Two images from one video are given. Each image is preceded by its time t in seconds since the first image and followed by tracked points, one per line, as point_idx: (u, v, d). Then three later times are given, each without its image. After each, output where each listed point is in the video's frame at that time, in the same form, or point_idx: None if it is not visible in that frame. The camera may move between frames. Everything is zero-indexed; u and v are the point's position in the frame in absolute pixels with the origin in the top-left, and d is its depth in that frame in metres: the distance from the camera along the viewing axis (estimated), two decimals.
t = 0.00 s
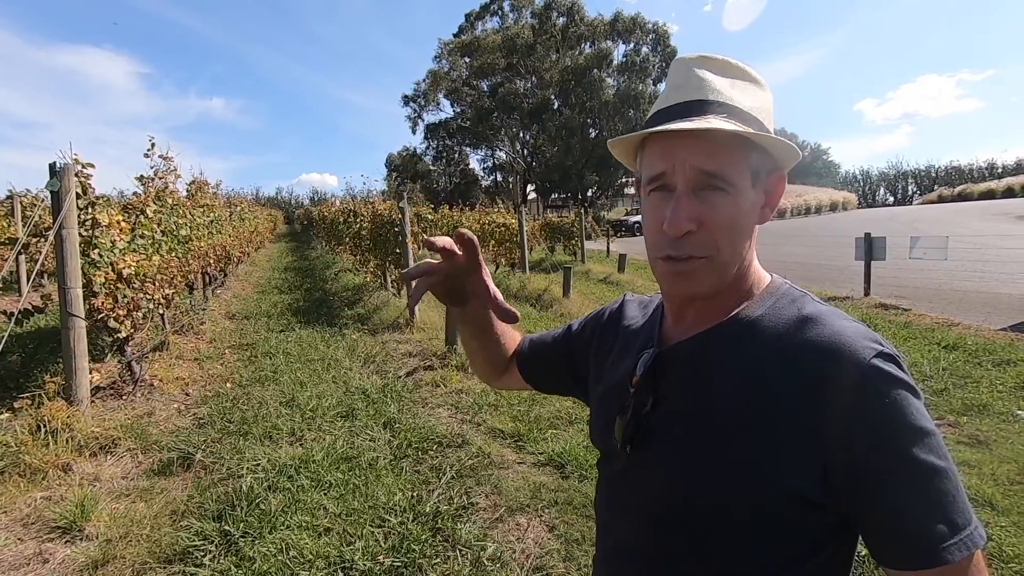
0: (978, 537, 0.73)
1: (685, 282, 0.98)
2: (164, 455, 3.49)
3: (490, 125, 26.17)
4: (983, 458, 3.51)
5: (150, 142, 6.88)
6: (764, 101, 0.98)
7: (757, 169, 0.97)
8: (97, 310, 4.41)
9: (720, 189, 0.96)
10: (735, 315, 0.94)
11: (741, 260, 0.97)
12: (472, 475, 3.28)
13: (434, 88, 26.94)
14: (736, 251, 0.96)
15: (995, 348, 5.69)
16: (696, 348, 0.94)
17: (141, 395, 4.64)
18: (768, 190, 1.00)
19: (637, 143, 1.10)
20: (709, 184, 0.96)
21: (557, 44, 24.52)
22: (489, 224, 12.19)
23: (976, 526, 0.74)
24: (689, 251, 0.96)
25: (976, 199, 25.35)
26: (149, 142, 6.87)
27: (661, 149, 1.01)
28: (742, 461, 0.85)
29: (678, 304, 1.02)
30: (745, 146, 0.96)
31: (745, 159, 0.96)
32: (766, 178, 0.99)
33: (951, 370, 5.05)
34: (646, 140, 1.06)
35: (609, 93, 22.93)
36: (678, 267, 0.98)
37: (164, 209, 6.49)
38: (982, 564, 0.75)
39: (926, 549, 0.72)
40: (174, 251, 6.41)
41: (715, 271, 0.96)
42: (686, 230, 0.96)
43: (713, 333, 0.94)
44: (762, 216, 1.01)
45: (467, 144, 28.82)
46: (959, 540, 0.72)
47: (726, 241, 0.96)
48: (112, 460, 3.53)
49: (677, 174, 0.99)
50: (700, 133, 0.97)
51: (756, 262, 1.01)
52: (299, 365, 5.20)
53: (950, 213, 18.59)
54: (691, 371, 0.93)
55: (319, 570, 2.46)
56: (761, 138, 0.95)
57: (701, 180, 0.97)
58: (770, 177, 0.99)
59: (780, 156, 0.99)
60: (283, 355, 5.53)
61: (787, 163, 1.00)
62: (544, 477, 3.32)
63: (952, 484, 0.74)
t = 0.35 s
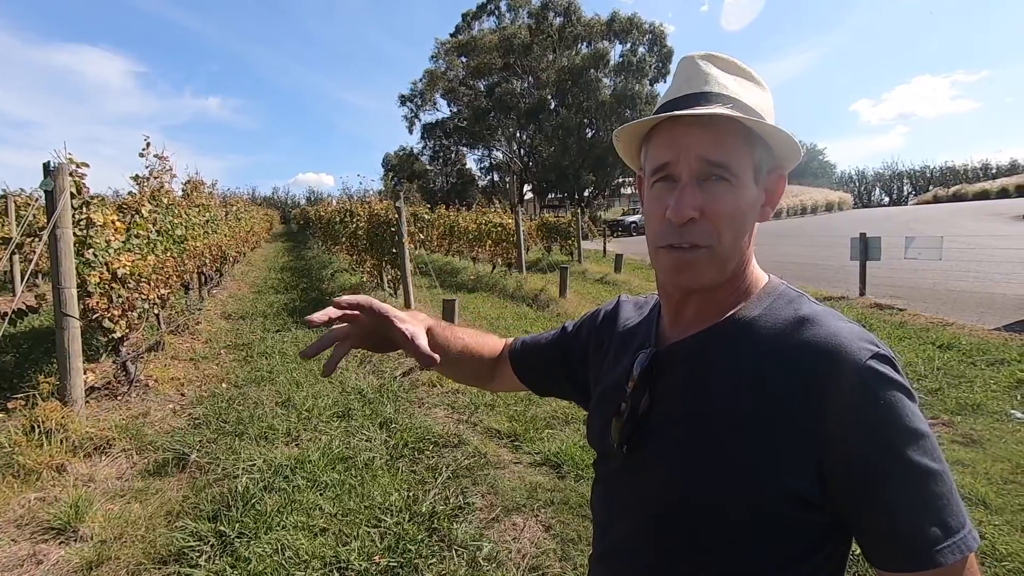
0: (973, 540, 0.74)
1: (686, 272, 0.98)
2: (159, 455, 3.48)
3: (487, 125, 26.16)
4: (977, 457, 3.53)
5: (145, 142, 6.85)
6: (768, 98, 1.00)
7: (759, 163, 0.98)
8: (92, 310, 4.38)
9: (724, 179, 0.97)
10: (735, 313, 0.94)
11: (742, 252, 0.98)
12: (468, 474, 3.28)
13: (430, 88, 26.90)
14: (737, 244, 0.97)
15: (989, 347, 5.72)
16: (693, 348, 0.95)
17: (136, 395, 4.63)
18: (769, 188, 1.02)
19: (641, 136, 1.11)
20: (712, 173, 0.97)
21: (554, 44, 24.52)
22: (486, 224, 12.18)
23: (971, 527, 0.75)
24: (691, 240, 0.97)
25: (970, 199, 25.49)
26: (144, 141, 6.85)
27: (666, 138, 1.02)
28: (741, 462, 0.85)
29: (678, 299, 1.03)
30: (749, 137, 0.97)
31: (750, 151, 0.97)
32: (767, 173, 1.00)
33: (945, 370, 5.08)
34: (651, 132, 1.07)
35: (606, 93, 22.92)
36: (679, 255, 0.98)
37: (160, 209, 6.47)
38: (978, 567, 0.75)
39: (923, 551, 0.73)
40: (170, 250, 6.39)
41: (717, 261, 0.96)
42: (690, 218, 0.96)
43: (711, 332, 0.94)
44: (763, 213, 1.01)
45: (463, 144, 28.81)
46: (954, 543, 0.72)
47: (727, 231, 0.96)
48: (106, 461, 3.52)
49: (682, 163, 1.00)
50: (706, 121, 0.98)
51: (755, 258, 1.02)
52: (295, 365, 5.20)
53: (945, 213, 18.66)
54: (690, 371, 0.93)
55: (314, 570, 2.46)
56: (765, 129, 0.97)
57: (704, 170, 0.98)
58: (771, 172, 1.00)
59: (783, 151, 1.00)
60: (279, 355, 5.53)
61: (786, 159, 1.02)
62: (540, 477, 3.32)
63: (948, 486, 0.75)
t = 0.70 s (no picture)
0: (964, 539, 0.74)
1: (675, 276, 0.98)
2: (157, 456, 3.47)
3: (485, 126, 26.13)
4: (974, 457, 3.54)
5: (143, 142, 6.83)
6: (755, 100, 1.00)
7: (747, 164, 0.99)
8: (89, 311, 4.38)
9: (712, 183, 0.97)
10: (727, 315, 0.94)
11: (732, 255, 0.98)
12: (466, 475, 3.28)
13: (429, 89, 26.89)
14: (726, 246, 0.97)
15: (986, 347, 5.74)
16: (685, 350, 0.95)
17: (133, 396, 4.62)
18: (757, 189, 1.02)
19: (628, 139, 1.11)
20: (700, 176, 0.97)
21: (552, 44, 24.50)
22: (484, 224, 12.17)
23: (963, 527, 0.75)
24: (680, 244, 0.97)
25: (968, 200, 25.53)
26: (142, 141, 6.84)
27: (653, 142, 1.02)
28: (734, 462, 0.85)
29: (668, 302, 1.03)
30: (735, 141, 0.97)
31: (737, 153, 0.97)
32: (754, 174, 1.00)
33: (943, 370, 5.09)
34: (638, 136, 1.06)
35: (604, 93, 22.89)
36: (669, 259, 0.98)
37: (157, 209, 6.46)
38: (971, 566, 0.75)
39: (916, 549, 0.73)
40: (167, 251, 6.38)
41: (707, 263, 0.96)
42: (677, 222, 0.96)
43: (703, 333, 0.94)
44: (751, 215, 1.02)
45: (462, 144, 28.79)
46: (945, 542, 0.73)
47: (716, 235, 0.96)
48: (104, 461, 3.51)
49: (670, 166, 1.00)
50: (692, 125, 0.98)
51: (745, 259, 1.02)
52: (293, 365, 5.19)
53: (943, 214, 18.68)
54: (682, 372, 0.93)
55: (312, 571, 2.46)
56: (752, 132, 0.97)
57: (691, 174, 0.98)
58: (758, 173, 1.01)
59: (770, 153, 1.00)
60: (277, 356, 5.52)
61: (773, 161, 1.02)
62: (538, 477, 3.32)
63: (938, 484, 0.75)
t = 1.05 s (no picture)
0: (965, 545, 0.74)
1: (674, 276, 0.98)
2: (157, 456, 3.47)
3: (486, 126, 26.15)
4: (974, 458, 3.54)
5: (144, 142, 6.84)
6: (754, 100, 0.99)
7: (746, 165, 0.99)
8: (90, 311, 4.38)
9: (709, 185, 0.97)
10: (728, 316, 0.94)
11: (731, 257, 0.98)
12: (467, 476, 3.28)
13: (429, 89, 26.91)
14: (725, 247, 0.97)
15: (987, 348, 5.74)
16: (684, 353, 0.94)
17: (134, 396, 4.62)
18: (756, 189, 1.02)
19: (627, 140, 1.11)
20: (698, 177, 0.97)
21: (553, 45, 24.52)
22: (485, 225, 12.18)
23: (964, 533, 0.74)
24: (680, 245, 0.97)
25: (968, 201, 25.55)
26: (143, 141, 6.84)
27: (651, 144, 1.02)
28: (734, 464, 0.85)
29: (667, 303, 1.03)
30: (733, 141, 0.97)
31: (735, 155, 0.97)
32: (753, 175, 1.00)
33: (944, 371, 5.09)
34: (637, 136, 1.06)
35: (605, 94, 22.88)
36: (667, 260, 0.98)
37: (158, 209, 6.47)
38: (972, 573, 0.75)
39: (916, 554, 0.73)
40: (168, 251, 6.39)
41: (706, 265, 0.96)
42: (675, 224, 0.96)
43: (704, 335, 0.94)
44: (751, 216, 1.02)
45: (462, 145, 28.80)
46: (945, 548, 0.72)
47: (715, 236, 0.96)
48: (104, 462, 3.51)
49: (667, 169, 1.00)
50: (690, 127, 0.98)
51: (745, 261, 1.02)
52: (293, 366, 5.20)
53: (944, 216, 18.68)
54: (683, 374, 0.93)
55: (312, 572, 2.46)
56: (750, 133, 0.97)
57: (689, 176, 0.98)
58: (757, 174, 1.00)
59: (769, 156, 1.00)
60: (277, 356, 5.53)
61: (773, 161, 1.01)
62: (539, 478, 3.32)
63: (940, 490, 0.74)
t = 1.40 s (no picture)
0: (970, 559, 0.74)
1: (632, 281, 1.02)
2: (159, 457, 3.48)
3: (487, 128, 26.17)
4: (977, 461, 3.53)
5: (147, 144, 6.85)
6: (733, 109, 0.96)
7: (711, 176, 0.96)
8: (92, 312, 4.39)
9: (664, 195, 0.97)
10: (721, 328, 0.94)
11: (691, 267, 0.97)
12: (468, 477, 3.28)
13: (431, 91, 26.96)
14: (681, 257, 0.96)
15: (990, 350, 5.73)
16: (685, 359, 0.94)
17: (136, 397, 4.63)
18: (738, 197, 0.96)
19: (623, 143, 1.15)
20: (656, 187, 0.98)
21: (554, 47, 24.53)
22: (486, 226, 12.19)
23: (968, 546, 0.74)
24: (634, 252, 1.00)
25: (971, 203, 25.50)
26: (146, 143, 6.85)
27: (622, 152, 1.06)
28: (737, 470, 0.85)
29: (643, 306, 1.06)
30: (694, 152, 0.95)
31: (689, 166, 0.96)
32: (723, 184, 0.95)
33: (946, 373, 5.08)
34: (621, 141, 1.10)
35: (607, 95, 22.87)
36: (627, 266, 1.02)
37: (161, 211, 6.48)
38: None
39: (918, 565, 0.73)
40: (171, 252, 6.41)
41: (659, 274, 0.98)
42: (629, 231, 1.00)
43: (700, 342, 0.94)
44: (733, 224, 0.96)
45: (464, 146, 28.84)
46: (951, 562, 0.72)
47: (667, 246, 0.96)
48: (106, 463, 3.52)
49: (626, 183, 1.03)
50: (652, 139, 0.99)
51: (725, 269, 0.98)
52: (295, 367, 5.21)
53: (945, 218, 18.68)
54: (683, 378, 0.94)
55: (314, 573, 2.46)
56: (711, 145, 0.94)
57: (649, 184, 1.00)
58: (730, 184, 0.95)
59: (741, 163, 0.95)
60: (279, 357, 5.54)
61: (751, 169, 0.95)
62: (540, 480, 3.32)
63: (946, 504, 0.74)
